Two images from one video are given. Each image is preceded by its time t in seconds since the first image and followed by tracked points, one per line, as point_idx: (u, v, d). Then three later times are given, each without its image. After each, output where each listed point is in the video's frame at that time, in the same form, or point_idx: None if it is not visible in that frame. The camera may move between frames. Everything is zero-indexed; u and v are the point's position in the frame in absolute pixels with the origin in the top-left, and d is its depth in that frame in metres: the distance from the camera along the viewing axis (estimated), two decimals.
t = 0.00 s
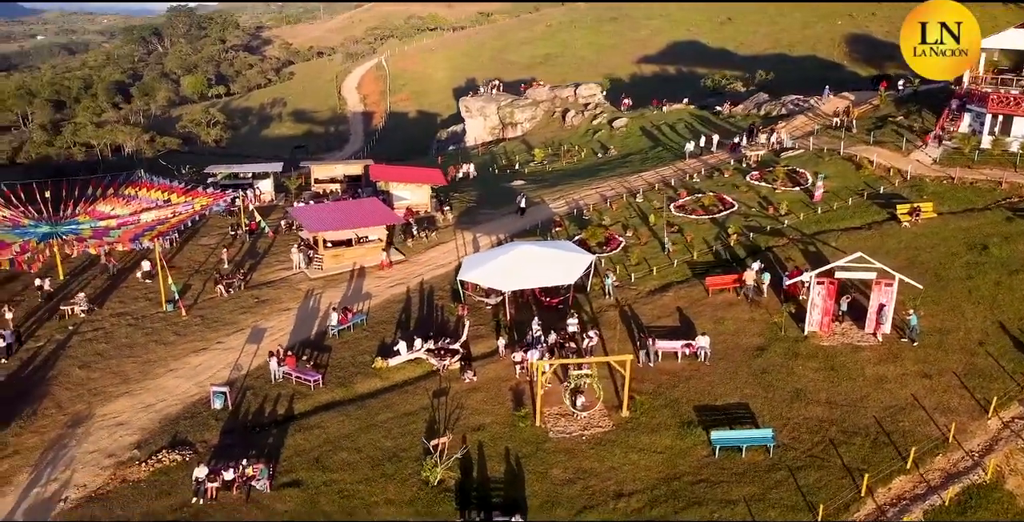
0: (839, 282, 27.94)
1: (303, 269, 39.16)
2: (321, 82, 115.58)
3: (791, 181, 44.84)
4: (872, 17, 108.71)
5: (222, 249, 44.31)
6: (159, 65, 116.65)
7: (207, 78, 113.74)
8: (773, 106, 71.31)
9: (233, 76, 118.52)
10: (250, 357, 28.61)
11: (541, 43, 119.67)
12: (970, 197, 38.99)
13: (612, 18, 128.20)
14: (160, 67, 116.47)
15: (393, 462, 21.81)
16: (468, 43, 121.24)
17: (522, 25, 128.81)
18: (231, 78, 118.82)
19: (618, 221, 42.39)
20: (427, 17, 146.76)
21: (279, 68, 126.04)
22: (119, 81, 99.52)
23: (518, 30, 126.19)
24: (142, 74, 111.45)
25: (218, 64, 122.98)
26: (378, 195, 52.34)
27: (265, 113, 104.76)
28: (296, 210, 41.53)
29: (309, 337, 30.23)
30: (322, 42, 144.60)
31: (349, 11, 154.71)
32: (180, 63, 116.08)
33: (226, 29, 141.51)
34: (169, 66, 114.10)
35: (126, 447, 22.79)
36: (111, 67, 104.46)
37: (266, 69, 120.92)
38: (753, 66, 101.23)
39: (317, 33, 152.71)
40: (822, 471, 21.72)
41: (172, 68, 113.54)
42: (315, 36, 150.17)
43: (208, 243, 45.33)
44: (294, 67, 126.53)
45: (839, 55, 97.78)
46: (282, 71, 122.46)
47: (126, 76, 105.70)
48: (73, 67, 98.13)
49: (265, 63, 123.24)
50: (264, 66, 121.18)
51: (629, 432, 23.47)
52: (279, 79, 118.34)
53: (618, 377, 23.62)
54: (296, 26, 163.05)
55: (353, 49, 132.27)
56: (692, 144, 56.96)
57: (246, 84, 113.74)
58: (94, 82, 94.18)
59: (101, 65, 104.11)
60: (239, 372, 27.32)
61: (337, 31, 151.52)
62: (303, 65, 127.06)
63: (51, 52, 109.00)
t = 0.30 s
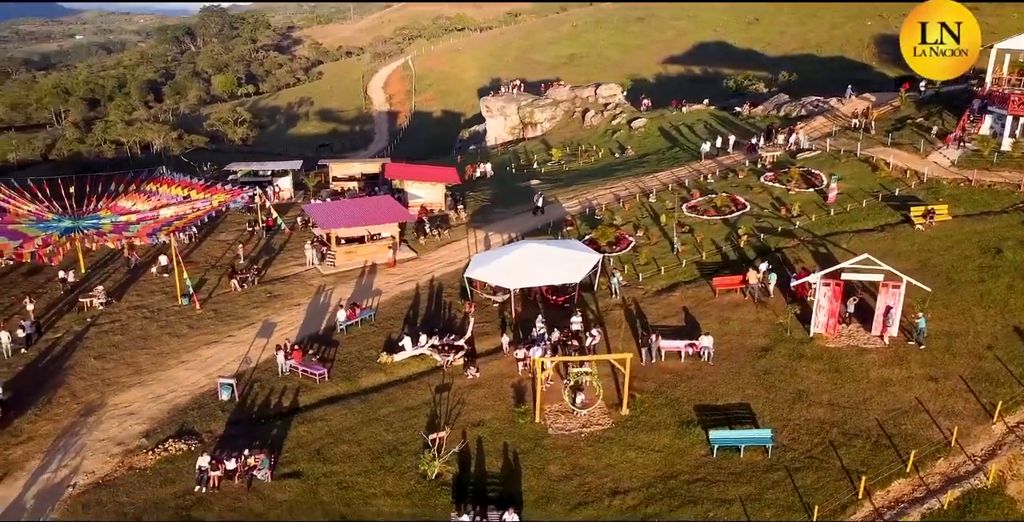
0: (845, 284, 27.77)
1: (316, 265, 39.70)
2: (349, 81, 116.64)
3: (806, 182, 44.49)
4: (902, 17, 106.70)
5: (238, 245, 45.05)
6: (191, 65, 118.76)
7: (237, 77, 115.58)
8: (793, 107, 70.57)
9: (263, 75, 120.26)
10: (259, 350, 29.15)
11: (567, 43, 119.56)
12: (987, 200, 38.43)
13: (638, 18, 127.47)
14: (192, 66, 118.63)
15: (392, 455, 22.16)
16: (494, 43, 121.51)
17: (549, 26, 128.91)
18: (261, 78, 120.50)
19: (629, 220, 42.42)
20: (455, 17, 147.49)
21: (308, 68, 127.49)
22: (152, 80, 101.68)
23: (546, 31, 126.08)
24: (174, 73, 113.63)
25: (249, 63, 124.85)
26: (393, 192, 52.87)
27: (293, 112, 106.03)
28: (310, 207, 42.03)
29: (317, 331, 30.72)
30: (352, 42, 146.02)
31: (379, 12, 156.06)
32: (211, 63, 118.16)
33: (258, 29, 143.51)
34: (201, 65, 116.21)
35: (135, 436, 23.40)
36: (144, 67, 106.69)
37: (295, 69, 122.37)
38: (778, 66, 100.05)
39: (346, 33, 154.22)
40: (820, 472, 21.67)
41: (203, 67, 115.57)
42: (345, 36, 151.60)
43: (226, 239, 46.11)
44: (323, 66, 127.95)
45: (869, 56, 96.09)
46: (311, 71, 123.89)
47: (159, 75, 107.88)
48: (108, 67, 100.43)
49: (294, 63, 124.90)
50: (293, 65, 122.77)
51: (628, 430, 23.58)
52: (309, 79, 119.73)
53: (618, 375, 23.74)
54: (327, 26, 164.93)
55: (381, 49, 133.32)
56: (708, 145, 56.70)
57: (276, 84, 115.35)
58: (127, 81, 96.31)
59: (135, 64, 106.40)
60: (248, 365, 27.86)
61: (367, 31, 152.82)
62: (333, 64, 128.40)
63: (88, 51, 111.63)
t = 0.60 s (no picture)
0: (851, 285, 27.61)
1: (328, 262, 40.23)
2: (376, 80, 117.53)
3: (820, 183, 44.14)
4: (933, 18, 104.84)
5: (255, 241, 45.77)
6: (222, 64, 120.74)
7: (266, 76, 117.27)
8: (813, 108, 69.81)
9: (292, 74, 121.63)
10: (268, 344, 29.70)
11: (594, 44, 119.43)
12: (1004, 204, 37.86)
13: (664, 18, 126.83)
14: (223, 65, 120.60)
15: (392, 449, 22.50)
16: (520, 43, 121.70)
17: (575, 26, 128.83)
18: (289, 77, 121.96)
19: (641, 220, 42.44)
20: (482, 17, 148.12)
21: (336, 67, 128.73)
22: (182, 79, 103.66)
23: (571, 31, 126.00)
24: (205, 72, 115.61)
25: (278, 63, 126.51)
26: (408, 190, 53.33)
27: (320, 110, 107.15)
28: (325, 204, 42.59)
29: (326, 326, 31.22)
30: (380, 42, 147.20)
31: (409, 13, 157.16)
32: (241, 62, 120.10)
33: (288, 29, 145.37)
34: (231, 64, 118.12)
35: (144, 425, 24.02)
36: (175, 66, 108.78)
37: (324, 68, 123.49)
38: (804, 67, 98.94)
39: (375, 33, 155.49)
40: (818, 473, 21.63)
41: (233, 67, 117.45)
42: (374, 36, 152.82)
43: (243, 235, 46.87)
44: (351, 66, 129.16)
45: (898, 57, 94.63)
46: (339, 70, 125.14)
47: (189, 74, 109.89)
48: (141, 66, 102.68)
49: (322, 62, 126.25)
50: (322, 64, 124.04)
51: (627, 429, 23.69)
52: (336, 78, 120.86)
53: (618, 373, 23.88)
54: (356, 26, 166.56)
55: (409, 49, 134.19)
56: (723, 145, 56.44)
57: (304, 83, 116.74)
58: (159, 80, 98.37)
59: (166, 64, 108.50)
60: (256, 358, 28.42)
61: (395, 31, 153.93)
62: (360, 64, 129.60)
63: (123, 51, 114.46)
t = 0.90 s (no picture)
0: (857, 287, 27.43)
1: (341, 258, 40.78)
2: (402, 80, 118.33)
3: (835, 185, 43.76)
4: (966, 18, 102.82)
5: (272, 237, 46.51)
6: (252, 64, 122.72)
7: (295, 76, 118.90)
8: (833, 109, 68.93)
9: (320, 74, 122.81)
10: (277, 338, 30.26)
11: (619, 44, 119.12)
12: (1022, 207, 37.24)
13: (692, 18, 126.04)
14: (253, 65, 122.58)
15: (392, 442, 22.85)
16: (546, 43, 121.79)
17: (601, 27, 128.64)
18: (318, 77, 123.14)
19: (652, 220, 42.44)
20: (510, 17, 148.71)
21: (365, 67, 129.67)
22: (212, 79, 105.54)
23: (597, 32, 125.82)
24: (235, 71, 117.59)
25: (307, 62, 128.13)
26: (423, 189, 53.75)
27: (347, 110, 108.14)
28: (339, 201, 43.13)
29: (335, 321, 31.69)
30: (409, 43, 148.24)
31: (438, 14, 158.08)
32: (271, 62, 121.96)
33: (319, 29, 147.15)
34: (261, 64, 119.97)
35: (154, 414, 24.66)
36: (206, 66, 110.88)
37: (353, 68, 124.49)
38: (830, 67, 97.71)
39: (403, 33, 156.68)
40: (816, 475, 21.59)
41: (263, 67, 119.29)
42: (402, 37, 153.96)
43: (261, 231, 47.63)
44: (379, 65, 130.14)
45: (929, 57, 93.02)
46: (367, 70, 126.20)
47: (220, 74, 111.88)
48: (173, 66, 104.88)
49: (351, 62, 127.41)
50: (350, 64, 125.16)
51: (626, 427, 23.80)
52: (364, 78, 121.88)
53: (618, 371, 24.00)
54: (386, 26, 168.09)
55: (437, 49, 134.95)
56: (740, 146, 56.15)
57: (332, 83, 118.00)
58: (189, 79, 100.31)
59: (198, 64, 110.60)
60: (266, 351, 29.00)
61: (424, 31, 154.88)
62: (387, 63, 130.67)
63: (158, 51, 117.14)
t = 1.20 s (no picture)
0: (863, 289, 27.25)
1: (353, 255, 41.30)
2: (428, 80, 118.87)
3: (849, 186, 43.37)
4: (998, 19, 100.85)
5: (288, 233, 47.22)
6: (280, 64, 124.41)
7: (323, 75, 120.28)
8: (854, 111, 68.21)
9: (349, 74, 123.43)
10: (286, 332, 30.81)
11: (645, 44, 118.61)
12: None
13: (719, 19, 125.15)
14: (281, 64, 124.23)
15: (392, 436, 23.19)
16: (571, 44, 121.72)
17: (626, 27, 128.32)
18: (347, 76, 123.02)
19: (664, 220, 42.44)
20: (536, 18, 148.94)
21: (393, 67, 130.26)
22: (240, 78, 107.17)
23: (622, 32, 125.54)
24: (264, 71, 119.35)
25: (335, 62, 129.51)
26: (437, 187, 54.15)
27: (372, 110, 108.98)
28: (353, 199, 43.63)
29: (344, 317, 32.18)
30: (436, 43, 149.05)
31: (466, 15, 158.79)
32: (300, 62, 123.58)
33: (347, 29, 148.69)
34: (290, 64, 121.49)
35: (163, 405, 25.30)
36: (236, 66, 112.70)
37: (380, 68, 125.05)
38: (856, 68, 96.44)
39: (431, 34, 157.63)
40: (814, 476, 21.55)
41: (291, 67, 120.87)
42: (430, 37, 154.84)
43: (278, 228, 48.39)
44: (406, 65, 130.80)
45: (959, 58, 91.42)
46: (394, 70, 126.97)
47: (248, 74, 113.52)
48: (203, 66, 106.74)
49: (379, 62, 128.06)
50: (378, 64, 125.88)
51: (625, 425, 23.93)
52: (391, 77, 122.61)
53: (618, 370, 24.11)
54: (414, 26, 169.40)
55: (464, 50, 135.31)
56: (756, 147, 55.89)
57: (359, 83, 118.98)
58: (218, 79, 101.97)
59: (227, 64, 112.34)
60: (274, 345, 29.55)
61: (451, 31, 155.60)
62: (413, 64, 131.55)
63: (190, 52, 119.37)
